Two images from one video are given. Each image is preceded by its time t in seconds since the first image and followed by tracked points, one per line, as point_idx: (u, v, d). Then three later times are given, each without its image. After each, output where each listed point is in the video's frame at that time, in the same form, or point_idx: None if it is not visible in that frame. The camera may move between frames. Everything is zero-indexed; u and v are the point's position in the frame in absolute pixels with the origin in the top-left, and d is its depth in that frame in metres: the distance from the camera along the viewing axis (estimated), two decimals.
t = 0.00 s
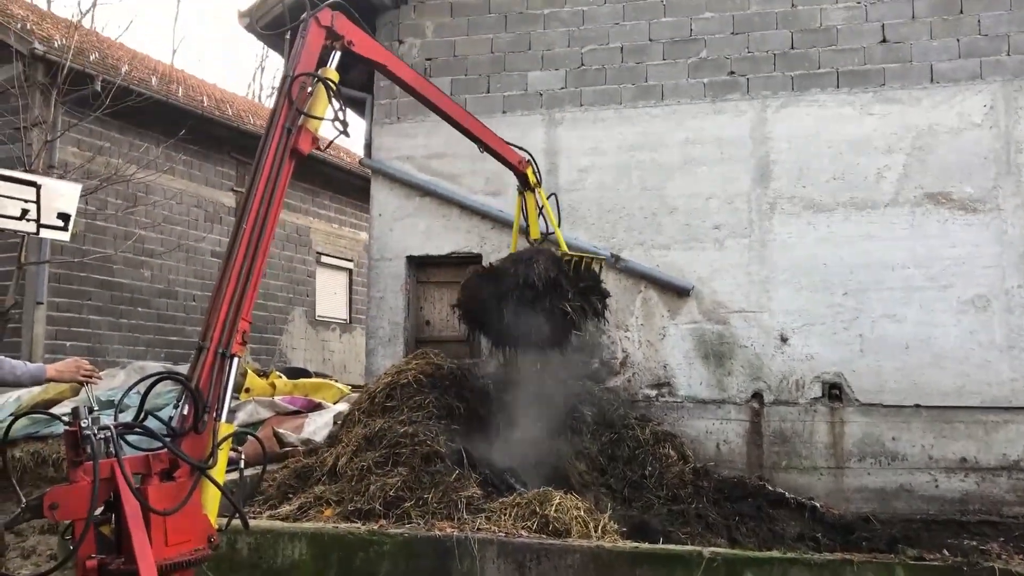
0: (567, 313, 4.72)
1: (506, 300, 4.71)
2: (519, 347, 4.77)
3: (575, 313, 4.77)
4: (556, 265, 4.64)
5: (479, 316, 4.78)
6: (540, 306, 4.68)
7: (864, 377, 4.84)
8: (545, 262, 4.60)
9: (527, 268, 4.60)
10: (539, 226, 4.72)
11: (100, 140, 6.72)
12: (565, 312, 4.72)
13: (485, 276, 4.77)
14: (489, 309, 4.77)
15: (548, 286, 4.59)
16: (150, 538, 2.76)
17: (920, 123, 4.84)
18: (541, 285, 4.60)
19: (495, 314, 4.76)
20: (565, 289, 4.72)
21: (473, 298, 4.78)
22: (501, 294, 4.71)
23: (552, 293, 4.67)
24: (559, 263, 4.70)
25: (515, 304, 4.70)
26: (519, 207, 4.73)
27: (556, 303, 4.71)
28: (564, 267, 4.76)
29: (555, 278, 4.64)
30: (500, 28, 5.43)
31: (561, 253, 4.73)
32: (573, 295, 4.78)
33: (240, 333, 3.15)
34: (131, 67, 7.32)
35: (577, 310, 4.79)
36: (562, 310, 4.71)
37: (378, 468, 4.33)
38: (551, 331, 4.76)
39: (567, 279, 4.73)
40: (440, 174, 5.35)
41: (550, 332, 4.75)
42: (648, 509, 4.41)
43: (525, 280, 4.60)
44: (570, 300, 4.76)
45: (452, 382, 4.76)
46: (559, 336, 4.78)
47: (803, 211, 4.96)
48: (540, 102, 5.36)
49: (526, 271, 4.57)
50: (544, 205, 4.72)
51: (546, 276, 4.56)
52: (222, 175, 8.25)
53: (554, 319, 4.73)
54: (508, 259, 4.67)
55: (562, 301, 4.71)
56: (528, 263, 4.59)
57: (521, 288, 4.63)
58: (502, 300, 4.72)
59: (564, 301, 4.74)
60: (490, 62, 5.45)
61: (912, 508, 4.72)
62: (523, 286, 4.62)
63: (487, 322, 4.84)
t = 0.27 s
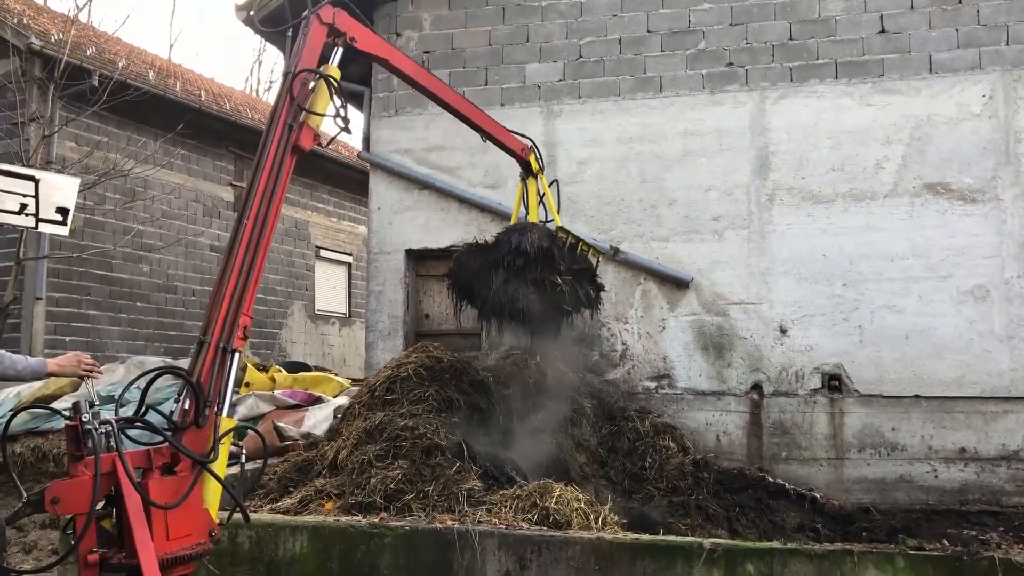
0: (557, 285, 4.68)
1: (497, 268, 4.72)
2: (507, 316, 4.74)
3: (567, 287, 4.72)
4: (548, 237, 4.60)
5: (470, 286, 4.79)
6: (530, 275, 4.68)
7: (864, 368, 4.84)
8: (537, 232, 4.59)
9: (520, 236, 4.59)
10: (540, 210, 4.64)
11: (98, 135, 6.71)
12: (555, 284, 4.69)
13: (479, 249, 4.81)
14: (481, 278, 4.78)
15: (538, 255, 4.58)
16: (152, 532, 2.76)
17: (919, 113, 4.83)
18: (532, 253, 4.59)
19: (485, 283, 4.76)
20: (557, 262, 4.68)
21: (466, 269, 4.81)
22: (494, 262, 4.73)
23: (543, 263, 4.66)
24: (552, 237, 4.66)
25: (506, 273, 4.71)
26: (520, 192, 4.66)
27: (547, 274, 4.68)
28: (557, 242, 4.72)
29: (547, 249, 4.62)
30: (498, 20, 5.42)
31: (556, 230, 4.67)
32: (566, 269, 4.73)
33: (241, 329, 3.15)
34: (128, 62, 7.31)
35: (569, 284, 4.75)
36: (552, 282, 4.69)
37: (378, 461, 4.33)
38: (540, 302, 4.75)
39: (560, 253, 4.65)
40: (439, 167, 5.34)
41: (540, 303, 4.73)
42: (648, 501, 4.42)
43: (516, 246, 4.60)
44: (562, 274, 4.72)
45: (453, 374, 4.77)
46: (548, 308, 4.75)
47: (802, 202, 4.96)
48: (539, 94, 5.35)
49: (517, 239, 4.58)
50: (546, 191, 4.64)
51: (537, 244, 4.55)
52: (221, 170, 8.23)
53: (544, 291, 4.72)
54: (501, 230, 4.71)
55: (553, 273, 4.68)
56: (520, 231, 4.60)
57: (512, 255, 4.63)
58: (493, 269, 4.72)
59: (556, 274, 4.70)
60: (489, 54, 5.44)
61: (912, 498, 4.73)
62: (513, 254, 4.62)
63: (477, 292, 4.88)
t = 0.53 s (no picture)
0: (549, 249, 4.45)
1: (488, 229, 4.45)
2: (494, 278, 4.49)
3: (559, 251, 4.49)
4: (543, 199, 4.35)
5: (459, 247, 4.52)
6: (521, 237, 4.42)
7: (861, 359, 4.85)
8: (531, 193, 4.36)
9: (514, 197, 4.31)
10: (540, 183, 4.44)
11: (95, 128, 6.68)
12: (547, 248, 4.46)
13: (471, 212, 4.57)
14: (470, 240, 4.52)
15: (533, 217, 4.31)
16: (150, 525, 2.76)
17: (916, 105, 4.83)
18: (527, 215, 4.31)
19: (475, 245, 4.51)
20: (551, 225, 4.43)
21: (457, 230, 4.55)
22: (485, 222, 4.44)
23: (537, 226, 4.40)
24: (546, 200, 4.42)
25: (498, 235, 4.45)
26: (519, 164, 4.47)
27: (539, 237, 4.43)
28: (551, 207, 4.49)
29: (542, 211, 4.35)
30: (495, 12, 5.41)
31: (554, 198, 4.46)
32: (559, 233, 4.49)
33: (239, 321, 3.14)
34: (124, 55, 7.28)
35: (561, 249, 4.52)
36: (544, 246, 4.44)
37: (377, 454, 4.33)
38: (531, 266, 4.50)
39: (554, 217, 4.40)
40: (436, 160, 5.34)
41: (530, 265, 4.48)
42: (646, 492, 4.43)
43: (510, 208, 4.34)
44: (555, 238, 4.48)
45: (450, 368, 4.78)
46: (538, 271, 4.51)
47: (799, 194, 4.96)
48: (536, 87, 5.34)
49: (510, 199, 4.31)
50: (546, 163, 4.45)
51: (533, 206, 4.28)
52: (217, 163, 8.20)
53: (536, 254, 4.47)
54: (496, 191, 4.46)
55: (547, 236, 4.43)
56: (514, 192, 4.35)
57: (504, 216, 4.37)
58: (483, 230, 4.45)
59: (549, 237, 4.46)
60: (486, 46, 5.43)
61: (909, 489, 4.75)
62: (506, 214, 4.36)
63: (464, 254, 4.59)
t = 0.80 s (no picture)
0: (552, 224, 4.31)
1: (490, 205, 4.36)
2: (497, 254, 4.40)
3: (562, 227, 4.35)
4: (544, 172, 4.19)
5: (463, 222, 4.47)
6: (524, 212, 4.31)
7: (859, 357, 4.86)
8: (533, 167, 4.22)
9: (514, 172, 4.20)
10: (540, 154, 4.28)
11: (92, 125, 6.67)
12: (550, 223, 4.32)
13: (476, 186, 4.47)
14: (472, 214, 4.44)
15: (533, 192, 4.19)
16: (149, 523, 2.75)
17: (914, 102, 4.83)
18: (527, 191, 4.20)
19: (477, 220, 4.41)
20: (554, 199, 4.30)
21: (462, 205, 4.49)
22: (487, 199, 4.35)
23: (538, 201, 4.28)
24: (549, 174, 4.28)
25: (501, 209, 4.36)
26: (518, 136, 4.31)
27: (542, 212, 4.30)
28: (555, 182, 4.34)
29: (543, 186, 4.22)
30: (493, 9, 5.40)
31: (554, 168, 4.29)
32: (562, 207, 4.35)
33: (238, 317, 3.14)
34: (121, 52, 7.26)
35: (565, 224, 4.37)
36: (547, 221, 4.31)
37: (375, 451, 4.33)
38: (534, 242, 4.40)
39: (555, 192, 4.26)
40: (434, 157, 5.33)
41: (533, 241, 4.37)
42: (644, 490, 4.44)
43: (512, 182, 4.22)
44: (558, 213, 4.34)
45: (448, 366, 4.78)
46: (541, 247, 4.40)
47: (797, 191, 4.96)
48: (535, 84, 5.34)
49: (511, 173, 4.19)
50: (545, 135, 4.28)
51: (532, 180, 4.15)
52: (215, 161, 8.19)
53: (538, 230, 4.36)
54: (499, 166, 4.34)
55: (549, 211, 4.30)
56: (516, 166, 4.23)
57: (506, 191, 4.26)
58: (486, 206, 4.37)
59: (552, 212, 4.32)
60: (484, 44, 5.42)
61: (906, 486, 4.76)
62: (508, 189, 4.25)
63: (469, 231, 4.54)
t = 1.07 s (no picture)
0: (561, 229, 4.33)
1: (499, 212, 4.37)
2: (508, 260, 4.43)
3: (571, 231, 4.36)
4: (552, 177, 4.20)
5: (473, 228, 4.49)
6: (533, 218, 4.31)
7: (858, 361, 4.87)
8: (540, 172, 4.21)
9: (523, 178, 4.20)
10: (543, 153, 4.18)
11: (93, 129, 6.69)
12: (559, 228, 4.33)
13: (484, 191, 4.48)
14: (481, 221, 4.45)
15: (542, 198, 4.20)
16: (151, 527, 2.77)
17: (913, 107, 4.85)
18: (536, 197, 4.19)
19: (487, 226, 4.43)
20: (562, 203, 4.30)
21: (471, 211, 4.51)
22: (496, 205, 4.36)
23: (547, 205, 4.28)
24: (556, 177, 4.26)
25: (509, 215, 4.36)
26: (523, 136, 4.25)
27: (550, 217, 4.31)
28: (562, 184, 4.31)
29: (551, 191, 4.21)
30: (493, 14, 5.41)
31: (561, 172, 4.25)
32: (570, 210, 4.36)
33: (242, 323, 3.15)
34: (122, 56, 7.28)
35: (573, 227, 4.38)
36: (556, 227, 4.32)
37: (375, 455, 4.34)
38: (544, 246, 4.42)
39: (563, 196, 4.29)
40: (435, 161, 5.35)
41: (543, 246, 4.39)
42: (644, 494, 4.44)
43: (520, 190, 4.21)
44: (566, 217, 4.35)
45: (448, 370, 4.79)
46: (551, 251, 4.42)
47: (796, 196, 4.98)
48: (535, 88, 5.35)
49: (519, 180, 4.18)
50: (549, 132, 4.20)
51: (541, 187, 4.16)
52: (215, 164, 8.20)
53: (548, 235, 4.38)
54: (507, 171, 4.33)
55: (557, 216, 4.31)
56: (523, 173, 4.21)
57: (515, 197, 4.26)
58: (495, 212, 4.38)
59: (560, 217, 4.33)
60: (484, 48, 5.43)
61: (905, 490, 4.77)
62: (516, 196, 4.24)
63: (479, 236, 4.56)
